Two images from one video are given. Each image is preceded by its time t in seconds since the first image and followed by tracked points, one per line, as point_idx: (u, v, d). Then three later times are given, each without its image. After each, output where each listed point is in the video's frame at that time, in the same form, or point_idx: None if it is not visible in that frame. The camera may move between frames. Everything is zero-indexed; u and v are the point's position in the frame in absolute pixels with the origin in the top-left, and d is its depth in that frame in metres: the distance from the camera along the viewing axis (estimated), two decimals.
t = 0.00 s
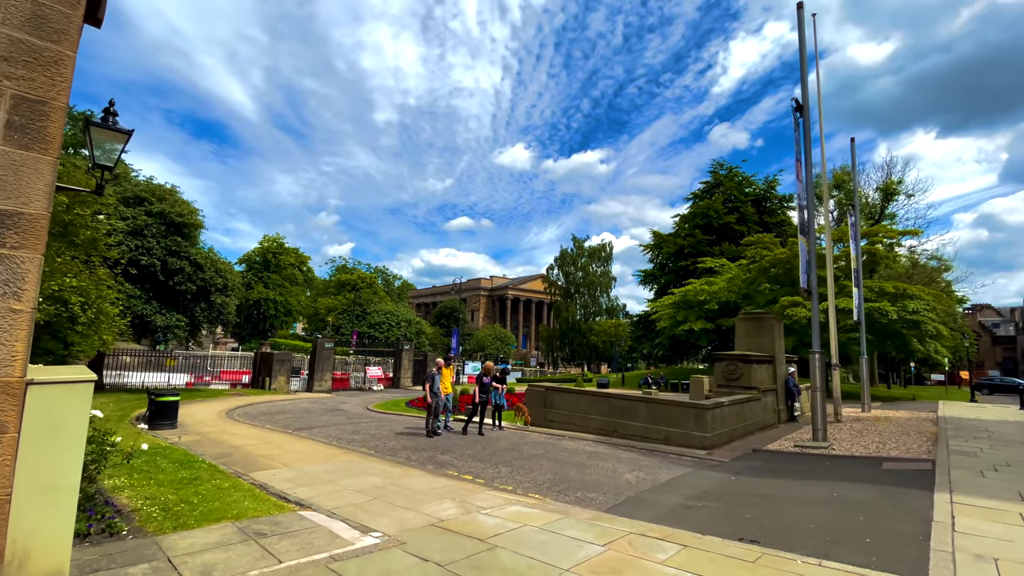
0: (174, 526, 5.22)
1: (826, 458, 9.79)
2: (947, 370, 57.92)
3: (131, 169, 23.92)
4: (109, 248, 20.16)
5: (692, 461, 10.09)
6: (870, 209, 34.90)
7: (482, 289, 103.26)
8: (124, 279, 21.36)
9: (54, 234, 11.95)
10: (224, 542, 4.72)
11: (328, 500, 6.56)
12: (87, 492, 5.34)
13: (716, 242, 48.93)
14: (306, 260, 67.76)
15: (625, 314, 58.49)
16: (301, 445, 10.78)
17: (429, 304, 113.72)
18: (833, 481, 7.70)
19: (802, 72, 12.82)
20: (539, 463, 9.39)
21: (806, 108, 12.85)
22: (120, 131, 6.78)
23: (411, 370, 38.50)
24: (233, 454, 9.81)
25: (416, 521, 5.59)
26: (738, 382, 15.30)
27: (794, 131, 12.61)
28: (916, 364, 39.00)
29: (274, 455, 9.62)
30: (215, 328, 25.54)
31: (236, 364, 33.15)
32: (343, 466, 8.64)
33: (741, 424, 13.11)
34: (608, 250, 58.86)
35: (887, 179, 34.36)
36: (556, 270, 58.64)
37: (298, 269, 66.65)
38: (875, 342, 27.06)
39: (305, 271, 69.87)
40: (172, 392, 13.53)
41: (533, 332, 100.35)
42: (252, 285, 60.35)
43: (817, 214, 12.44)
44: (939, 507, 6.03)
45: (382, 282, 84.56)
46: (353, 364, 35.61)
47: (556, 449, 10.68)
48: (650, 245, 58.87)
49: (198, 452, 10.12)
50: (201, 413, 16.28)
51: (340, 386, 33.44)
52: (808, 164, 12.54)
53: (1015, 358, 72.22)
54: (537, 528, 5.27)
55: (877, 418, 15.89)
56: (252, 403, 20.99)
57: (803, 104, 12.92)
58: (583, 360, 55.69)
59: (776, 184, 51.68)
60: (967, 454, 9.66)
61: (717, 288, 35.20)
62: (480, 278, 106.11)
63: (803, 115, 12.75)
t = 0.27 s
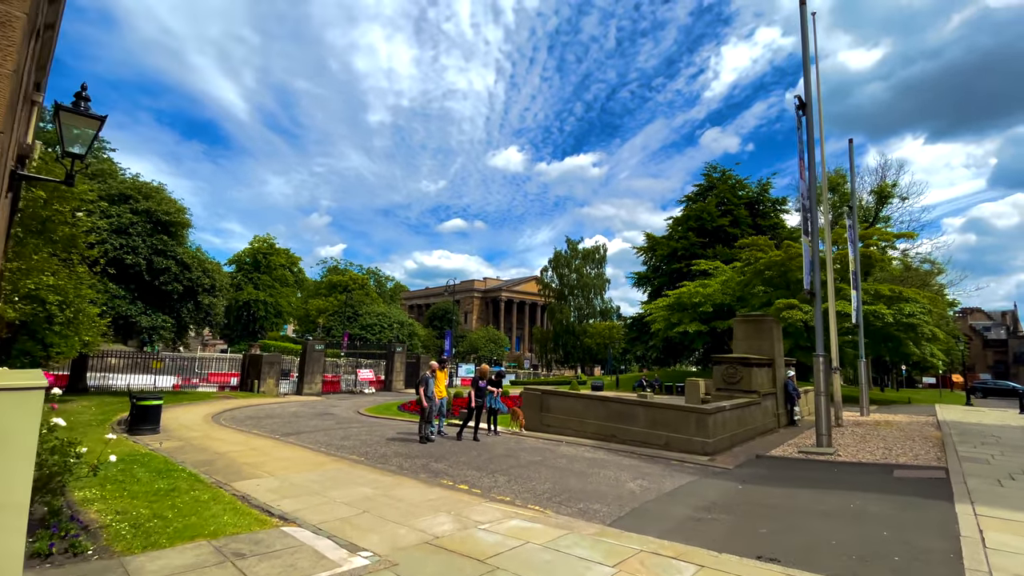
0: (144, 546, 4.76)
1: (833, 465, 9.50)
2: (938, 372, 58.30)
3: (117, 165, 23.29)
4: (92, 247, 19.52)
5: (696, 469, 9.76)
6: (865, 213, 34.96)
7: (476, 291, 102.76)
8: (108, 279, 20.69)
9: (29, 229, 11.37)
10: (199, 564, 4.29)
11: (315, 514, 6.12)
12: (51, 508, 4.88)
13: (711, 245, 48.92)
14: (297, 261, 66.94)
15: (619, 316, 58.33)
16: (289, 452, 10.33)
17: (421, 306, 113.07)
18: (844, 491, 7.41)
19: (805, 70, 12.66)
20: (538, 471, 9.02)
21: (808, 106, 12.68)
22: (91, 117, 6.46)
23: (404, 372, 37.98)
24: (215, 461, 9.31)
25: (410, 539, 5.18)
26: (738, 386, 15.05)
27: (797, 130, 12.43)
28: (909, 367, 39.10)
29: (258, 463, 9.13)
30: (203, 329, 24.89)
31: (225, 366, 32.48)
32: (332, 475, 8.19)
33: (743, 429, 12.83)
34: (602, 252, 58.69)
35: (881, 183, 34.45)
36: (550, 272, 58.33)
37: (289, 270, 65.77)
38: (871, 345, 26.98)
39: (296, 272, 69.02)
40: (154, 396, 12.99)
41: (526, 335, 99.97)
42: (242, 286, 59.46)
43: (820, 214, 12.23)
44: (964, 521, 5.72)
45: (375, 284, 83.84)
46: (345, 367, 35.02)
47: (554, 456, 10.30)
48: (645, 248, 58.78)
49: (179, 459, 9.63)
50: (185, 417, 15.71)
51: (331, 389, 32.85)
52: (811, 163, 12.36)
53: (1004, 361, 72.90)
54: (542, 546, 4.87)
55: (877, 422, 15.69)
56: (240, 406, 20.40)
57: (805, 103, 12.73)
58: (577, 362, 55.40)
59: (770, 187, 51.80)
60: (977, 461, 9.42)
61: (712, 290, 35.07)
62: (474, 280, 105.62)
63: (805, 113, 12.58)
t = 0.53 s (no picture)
0: (110, 566, 4.31)
1: (843, 470, 9.21)
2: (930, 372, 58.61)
3: (102, 161, 22.66)
4: (75, 244, 18.87)
5: (701, 474, 9.43)
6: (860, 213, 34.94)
7: (469, 292, 102.22)
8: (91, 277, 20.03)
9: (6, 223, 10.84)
10: None
11: (302, 528, 5.70)
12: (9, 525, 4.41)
13: (705, 245, 48.82)
14: (289, 260, 66.10)
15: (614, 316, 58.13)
16: (276, 457, 9.87)
17: (415, 306, 112.39)
18: (859, 498, 7.12)
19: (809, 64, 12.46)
20: (538, 477, 8.64)
21: (812, 101, 12.49)
22: (59, 98, 6.02)
23: (397, 373, 37.45)
24: (199, 467, 8.85)
25: (405, 556, 4.77)
26: (739, 387, 14.78)
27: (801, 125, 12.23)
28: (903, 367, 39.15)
29: (244, 470, 8.68)
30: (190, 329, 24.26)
31: (214, 367, 31.81)
32: (321, 483, 7.76)
33: (746, 432, 12.55)
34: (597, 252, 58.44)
35: (876, 183, 34.46)
36: (544, 272, 57.96)
37: (280, 269, 64.91)
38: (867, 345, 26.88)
39: (287, 272, 68.19)
40: (136, 398, 12.46)
41: (520, 335, 99.60)
42: (232, 286, 58.58)
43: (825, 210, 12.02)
44: (991, 530, 5.45)
45: (368, 284, 83.07)
46: (337, 367, 34.45)
47: (554, 461, 9.93)
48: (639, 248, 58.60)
49: (160, 465, 9.16)
50: (170, 420, 15.18)
51: (322, 390, 32.29)
52: (815, 158, 12.16)
53: (994, 361, 73.45)
54: (549, 564, 4.48)
55: (879, 423, 15.50)
56: (228, 408, 19.85)
57: (810, 97, 12.53)
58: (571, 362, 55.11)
59: (764, 187, 51.81)
60: (989, 464, 9.17)
61: (708, 290, 34.88)
62: (468, 280, 105.07)
63: (810, 108, 12.39)
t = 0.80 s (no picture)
0: None
1: (856, 471, 8.88)
2: (926, 369, 58.72)
3: (88, 154, 22.00)
4: (59, 240, 18.31)
5: (708, 476, 9.10)
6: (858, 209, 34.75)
7: (465, 289, 101.73)
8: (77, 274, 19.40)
9: None
10: None
11: (288, 539, 5.29)
12: None
13: (703, 242, 48.57)
14: (283, 258, 65.40)
15: (611, 314, 57.88)
16: (266, 459, 9.46)
17: (410, 304, 111.87)
18: (877, 501, 6.81)
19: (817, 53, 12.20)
20: (540, 480, 8.27)
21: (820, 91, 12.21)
22: (23, 75, 5.56)
23: (392, 371, 37.01)
24: (184, 472, 8.42)
25: (400, 571, 4.39)
26: (743, 385, 14.50)
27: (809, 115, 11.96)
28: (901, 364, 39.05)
29: (231, 474, 8.25)
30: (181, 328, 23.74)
31: (206, 366, 31.26)
32: (312, 489, 7.35)
33: (752, 431, 12.24)
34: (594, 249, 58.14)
35: (875, 179, 34.27)
36: (541, 270, 57.61)
37: (274, 267, 64.20)
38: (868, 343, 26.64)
39: (282, 270, 67.50)
40: (121, 399, 11.98)
41: (516, 333, 99.22)
42: (225, 284, 57.86)
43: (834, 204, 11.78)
44: None
45: (363, 282, 82.56)
46: (331, 366, 34.00)
47: (556, 463, 9.57)
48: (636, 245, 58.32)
49: (143, 468, 8.72)
50: (158, 421, 14.71)
51: (317, 389, 31.83)
52: (823, 151, 11.90)
53: (989, 358, 73.67)
54: None
55: (884, 421, 15.26)
56: (219, 408, 19.36)
57: (818, 87, 12.24)
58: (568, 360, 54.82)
59: (761, 184, 51.61)
60: (1005, 464, 8.89)
61: (706, 287, 34.63)
62: (463, 278, 104.55)
63: (817, 98, 12.11)
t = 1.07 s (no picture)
0: None
1: (881, 474, 8.53)
2: (931, 366, 58.28)
3: (84, 150, 21.59)
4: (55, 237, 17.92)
5: (726, 480, 8.76)
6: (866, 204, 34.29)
7: (467, 287, 101.32)
8: (74, 272, 19.00)
9: None
10: None
11: (288, 552, 4.95)
12: None
13: (707, 238, 48.14)
14: (284, 256, 65.02)
15: (614, 311, 57.50)
16: (265, 462, 9.12)
17: (411, 302, 111.56)
18: (909, 507, 6.48)
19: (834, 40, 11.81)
20: (551, 484, 7.93)
21: (837, 78, 11.81)
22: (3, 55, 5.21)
23: (394, 370, 36.68)
24: (179, 476, 8.07)
25: None
26: (756, 383, 14.14)
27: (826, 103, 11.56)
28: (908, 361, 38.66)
29: (228, 479, 7.91)
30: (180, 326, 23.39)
31: (206, 365, 30.94)
32: (313, 495, 7.00)
33: (766, 431, 11.89)
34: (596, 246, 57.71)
35: (883, 173, 33.79)
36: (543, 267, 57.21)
37: (275, 266, 63.82)
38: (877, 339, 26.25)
39: (283, 268, 67.15)
40: (116, 399, 11.63)
41: (518, 331, 98.94)
42: (226, 282, 57.54)
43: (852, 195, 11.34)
44: None
45: (364, 280, 82.21)
46: (333, 364, 33.67)
47: (567, 465, 9.22)
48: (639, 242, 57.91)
49: (137, 473, 8.39)
50: (156, 421, 14.38)
51: (318, 388, 31.51)
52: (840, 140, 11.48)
53: (994, 354, 73.10)
54: None
55: (899, 420, 14.90)
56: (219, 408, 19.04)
57: (834, 75, 11.85)
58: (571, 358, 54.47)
59: (765, 180, 51.14)
60: None
61: (712, 284, 34.21)
62: (465, 275, 104.13)
63: (834, 85, 11.71)
